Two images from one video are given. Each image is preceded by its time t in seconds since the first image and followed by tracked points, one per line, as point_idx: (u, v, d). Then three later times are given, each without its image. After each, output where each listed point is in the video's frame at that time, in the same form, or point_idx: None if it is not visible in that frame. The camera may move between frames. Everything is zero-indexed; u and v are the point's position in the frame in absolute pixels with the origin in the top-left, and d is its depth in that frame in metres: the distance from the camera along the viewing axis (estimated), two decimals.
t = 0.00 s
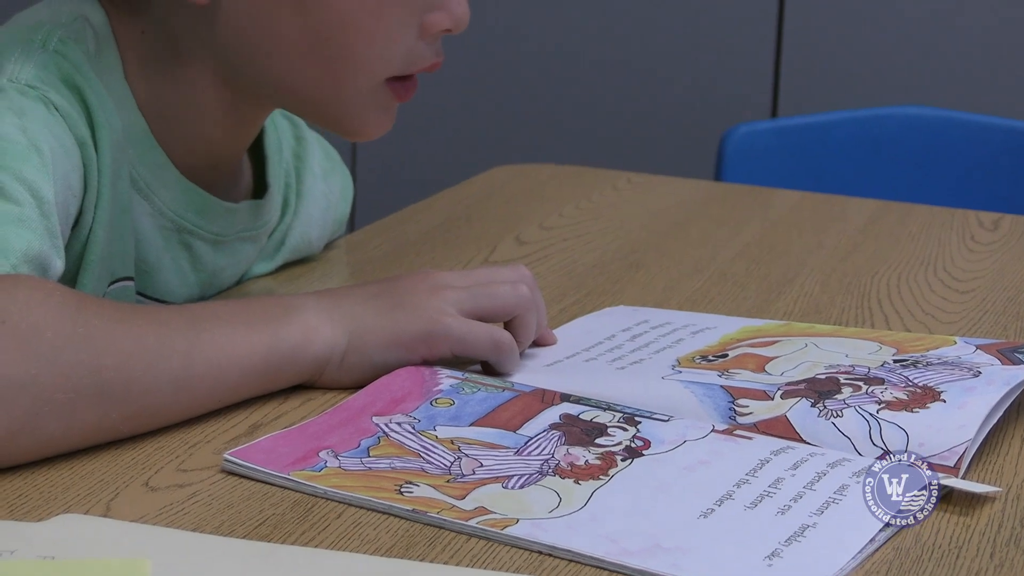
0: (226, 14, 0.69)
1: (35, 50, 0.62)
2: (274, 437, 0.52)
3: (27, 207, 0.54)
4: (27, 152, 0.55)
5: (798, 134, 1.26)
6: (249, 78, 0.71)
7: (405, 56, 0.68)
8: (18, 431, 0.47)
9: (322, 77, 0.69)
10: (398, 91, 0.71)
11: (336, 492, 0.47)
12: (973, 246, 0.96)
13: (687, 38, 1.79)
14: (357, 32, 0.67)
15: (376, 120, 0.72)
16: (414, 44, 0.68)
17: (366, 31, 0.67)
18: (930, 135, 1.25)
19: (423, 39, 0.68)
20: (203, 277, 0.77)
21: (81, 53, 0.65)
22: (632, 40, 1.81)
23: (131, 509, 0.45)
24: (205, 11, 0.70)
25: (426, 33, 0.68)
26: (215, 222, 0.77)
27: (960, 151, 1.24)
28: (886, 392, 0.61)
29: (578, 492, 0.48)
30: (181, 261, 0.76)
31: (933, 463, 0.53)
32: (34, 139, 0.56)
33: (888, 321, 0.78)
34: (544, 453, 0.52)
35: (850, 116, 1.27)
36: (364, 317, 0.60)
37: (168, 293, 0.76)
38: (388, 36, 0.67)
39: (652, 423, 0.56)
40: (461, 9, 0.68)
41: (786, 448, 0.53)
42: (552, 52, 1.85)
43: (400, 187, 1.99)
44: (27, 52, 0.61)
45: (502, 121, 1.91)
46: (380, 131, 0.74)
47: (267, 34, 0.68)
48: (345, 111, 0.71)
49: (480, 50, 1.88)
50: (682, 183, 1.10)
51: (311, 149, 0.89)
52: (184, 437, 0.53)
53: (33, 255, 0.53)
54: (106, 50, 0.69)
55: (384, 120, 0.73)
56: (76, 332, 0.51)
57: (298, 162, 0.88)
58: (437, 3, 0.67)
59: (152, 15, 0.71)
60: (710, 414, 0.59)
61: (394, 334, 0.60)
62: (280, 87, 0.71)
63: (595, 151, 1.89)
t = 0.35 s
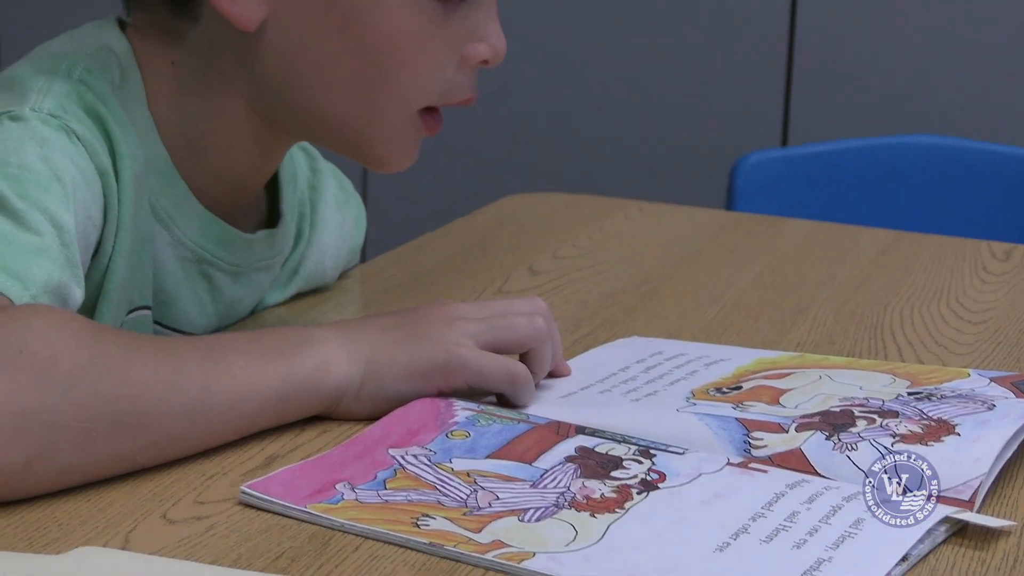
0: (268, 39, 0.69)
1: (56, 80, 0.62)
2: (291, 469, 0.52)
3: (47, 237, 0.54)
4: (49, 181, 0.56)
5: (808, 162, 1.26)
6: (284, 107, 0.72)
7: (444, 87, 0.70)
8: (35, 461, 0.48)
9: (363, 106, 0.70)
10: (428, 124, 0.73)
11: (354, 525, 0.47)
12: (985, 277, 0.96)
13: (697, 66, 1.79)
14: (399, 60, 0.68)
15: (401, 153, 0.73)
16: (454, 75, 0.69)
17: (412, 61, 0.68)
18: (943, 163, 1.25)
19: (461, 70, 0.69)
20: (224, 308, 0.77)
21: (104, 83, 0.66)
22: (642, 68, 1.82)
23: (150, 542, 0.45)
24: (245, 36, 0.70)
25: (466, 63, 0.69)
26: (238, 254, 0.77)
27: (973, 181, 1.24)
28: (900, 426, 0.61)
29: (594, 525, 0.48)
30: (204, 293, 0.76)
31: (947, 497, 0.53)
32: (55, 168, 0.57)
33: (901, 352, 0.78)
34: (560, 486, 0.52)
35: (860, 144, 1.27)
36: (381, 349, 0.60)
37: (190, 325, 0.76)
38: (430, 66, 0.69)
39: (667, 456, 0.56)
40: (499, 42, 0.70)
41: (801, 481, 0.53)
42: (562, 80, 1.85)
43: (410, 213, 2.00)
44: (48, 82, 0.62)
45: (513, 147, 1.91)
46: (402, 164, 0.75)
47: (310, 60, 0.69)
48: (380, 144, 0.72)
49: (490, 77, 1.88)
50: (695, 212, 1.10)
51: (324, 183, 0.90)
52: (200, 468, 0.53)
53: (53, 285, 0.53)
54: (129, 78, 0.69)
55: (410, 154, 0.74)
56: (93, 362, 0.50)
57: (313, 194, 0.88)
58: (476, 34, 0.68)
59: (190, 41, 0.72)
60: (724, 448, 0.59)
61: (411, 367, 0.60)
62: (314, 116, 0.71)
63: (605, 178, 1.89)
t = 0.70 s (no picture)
0: (312, 90, 0.70)
1: (92, 124, 0.63)
2: (321, 515, 0.52)
3: (83, 283, 0.54)
4: (84, 227, 0.56)
5: (831, 200, 1.26)
6: (325, 161, 0.73)
7: (482, 143, 0.71)
8: (68, 507, 0.48)
9: (403, 160, 0.70)
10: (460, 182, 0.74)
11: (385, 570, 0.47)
12: (1011, 319, 0.96)
13: (718, 105, 1.79)
14: (442, 121, 0.69)
15: (432, 205, 0.75)
16: (491, 134, 0.70)
17: (456, 119, 0.69)
18: (967, 203, 1.26)
19: (500, 128, 0.70)
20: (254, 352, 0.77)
21: (142, 128, 0.66)
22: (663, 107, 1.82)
23: None
24: (289, 86, 0.71)
25: (505, 122, 0.70)
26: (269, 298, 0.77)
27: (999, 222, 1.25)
28: (930, 471, 0.61)
29: (625, 572, 0.48)
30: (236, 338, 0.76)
31: (977, 543, 0.53)
32: (91, 214, 0.57)
33: (930, 395, 0.78)
34: (591, 532, 0.52)
35: (883, 182, 1.27)
36: (412, 393, 0.60)
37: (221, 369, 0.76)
38: (471, 125, 0.69)
39: (697, 501, 0.56)
40: (536, 100, 0.71)
41: (832, 528, 0.53)
42: (583, 119, 1.85)
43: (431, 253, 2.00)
44: (85, 126, 0.62)
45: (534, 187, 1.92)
46: (432, 218, 0.76)
47: (354, 112, 0.69)
48: (416, 195, 0.73)
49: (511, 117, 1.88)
50: (719, 253, 1.10)
51: (353, 227, 0.90)
52: (232, 513, 0.53)
53: (88, 331, 0.54)
54: (166, 124, 0.69)
55: (439, 207, 0.76)
56: (125, 408, 0.50)
57: (342, 237, 0.89)
58: (516, 94, 0.69)
59: (230, 88, 0.73)
60: (754, 493, 0.59)
61: (442, 412, 0.60)
62: (354, 168, 0.72)
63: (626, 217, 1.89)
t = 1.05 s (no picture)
0: (351, 143, 0.71)
1: (132, 177, 0.64)
2: (355, 565, 0.52)
3: (121, 336, 0.56)
4: (123, 278, 0.58)
5: (853, 244, 1.25)
6: (362, 209, 0.73)
7: (512, 203, 0.71)
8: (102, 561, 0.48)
9: (441, 215, 0.71)
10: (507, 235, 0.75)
11: None
12: None
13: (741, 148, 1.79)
14: (478, 172, 0.69)
15: (473, 259, 0.75)
16: (523, 196, 0.71)
17: (494, 176, 0.69)
18: (991, 248, 1.26)
19: (532, 188, 0.71)
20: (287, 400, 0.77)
21: (181, 180, 0.67)
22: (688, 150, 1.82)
23: None
24: (329, 138, 0.72)
25: (536, 181, 0.71)
26: (303, 347, 0.77)
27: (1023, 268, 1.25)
28: (962, 521, 0.61)
29: None
30: (271, 386, 0.76)
31: None
32: (130, 265, 0.59)
33: (959, 442, 0.77)
34: None
35: (901, 226, 1.27)
36: (444, 444, 0.60)
37: (256, 418, 0.76)
38: (506, 183, 0.70)
39: (730, 551, 0.56)
40: (570, 158, 0.71)
41: None
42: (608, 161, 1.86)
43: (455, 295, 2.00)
44: (126, 179, 0.63)
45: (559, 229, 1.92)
46: (473, 272, 0.77)
47: (391, 164, 0.70)
48: (451, 252, 0.73)
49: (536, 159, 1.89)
50: (746, 297, 1.10)
51: (384, 276, 0.90)
52: (265, 565, 0.53)
53: (125, 382, 0.55)
54: (203, 174, 0.70)
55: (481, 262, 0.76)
56: (158, 461, 0.51)
57: (372, 286, 0.89)
58: (550, 152, 0.70)
59: (269, 138, 0.74)
60: (786, 542, 0.59)
61: (474, 462, 0.60)
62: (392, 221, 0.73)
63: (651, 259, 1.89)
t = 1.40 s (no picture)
0: (381, 201, 0.72)
1: (163, 232, 0.64)
2: None
3: (152, 391, 0.56)
4: (153, 333, 0.58)
5: (875, 293, 1.25)
6: (391, 264, 0.74)
7: (541, 259, 0.71)
8: None
9: (470, 272, 0.71)
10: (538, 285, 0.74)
11: None
12: None
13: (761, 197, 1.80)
14: (502, 229, 0.69)
15: (500, 315, 0.75)
16: (551, 253, 0.71)
17: (520, 233, 0.69)
18: (1013, 297, 1.26)
19: (558, 244, 0.70)
20: (315, 454, 0.78)
21: (211, 235, 0.68)
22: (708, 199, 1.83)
23: None
24: (358, 194, 0.73)
25: (563, 238, 0.70)
26: (330, 401, 0.78)
27: None
28: None
29: None
30: (300, 441, 0.76)
31: None
32: (161, 321, 0.59)
33: (981, 497, 0.78)
34: None
35: (918, 276, 1.27)
36: (469, 499, 0.61)
37: (285, 472, 0.76)
38: (534, 243, 0.70)
39: None
40: (593, 219, 0.72)
41: None
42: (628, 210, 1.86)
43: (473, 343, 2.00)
44: (158, 234, 0.64)
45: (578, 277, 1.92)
46: (501, 326, 0.77)
47: (419, 220, 0.71)
48: (479, 309, 0.74)
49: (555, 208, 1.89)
50: (767, 349, 1.11)
51: (409, 331, 0.90)
52: None
53: (155, 439, 0.56)
54: (232, 231, 0.70)
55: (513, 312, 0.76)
56: (189, 519, 0.51)
57: (397, 340, 0.89)
58: (575, 211, 0.70)
59: (299, 191, 0.74)
60: None
61: (498, 517, 0.60)
62: (421, 276, 0.73)
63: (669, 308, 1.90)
